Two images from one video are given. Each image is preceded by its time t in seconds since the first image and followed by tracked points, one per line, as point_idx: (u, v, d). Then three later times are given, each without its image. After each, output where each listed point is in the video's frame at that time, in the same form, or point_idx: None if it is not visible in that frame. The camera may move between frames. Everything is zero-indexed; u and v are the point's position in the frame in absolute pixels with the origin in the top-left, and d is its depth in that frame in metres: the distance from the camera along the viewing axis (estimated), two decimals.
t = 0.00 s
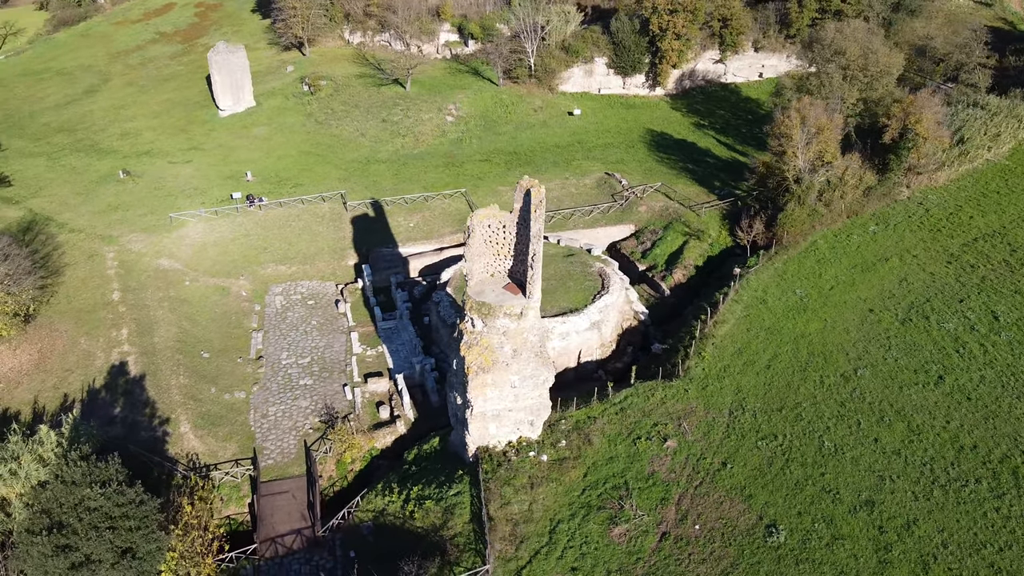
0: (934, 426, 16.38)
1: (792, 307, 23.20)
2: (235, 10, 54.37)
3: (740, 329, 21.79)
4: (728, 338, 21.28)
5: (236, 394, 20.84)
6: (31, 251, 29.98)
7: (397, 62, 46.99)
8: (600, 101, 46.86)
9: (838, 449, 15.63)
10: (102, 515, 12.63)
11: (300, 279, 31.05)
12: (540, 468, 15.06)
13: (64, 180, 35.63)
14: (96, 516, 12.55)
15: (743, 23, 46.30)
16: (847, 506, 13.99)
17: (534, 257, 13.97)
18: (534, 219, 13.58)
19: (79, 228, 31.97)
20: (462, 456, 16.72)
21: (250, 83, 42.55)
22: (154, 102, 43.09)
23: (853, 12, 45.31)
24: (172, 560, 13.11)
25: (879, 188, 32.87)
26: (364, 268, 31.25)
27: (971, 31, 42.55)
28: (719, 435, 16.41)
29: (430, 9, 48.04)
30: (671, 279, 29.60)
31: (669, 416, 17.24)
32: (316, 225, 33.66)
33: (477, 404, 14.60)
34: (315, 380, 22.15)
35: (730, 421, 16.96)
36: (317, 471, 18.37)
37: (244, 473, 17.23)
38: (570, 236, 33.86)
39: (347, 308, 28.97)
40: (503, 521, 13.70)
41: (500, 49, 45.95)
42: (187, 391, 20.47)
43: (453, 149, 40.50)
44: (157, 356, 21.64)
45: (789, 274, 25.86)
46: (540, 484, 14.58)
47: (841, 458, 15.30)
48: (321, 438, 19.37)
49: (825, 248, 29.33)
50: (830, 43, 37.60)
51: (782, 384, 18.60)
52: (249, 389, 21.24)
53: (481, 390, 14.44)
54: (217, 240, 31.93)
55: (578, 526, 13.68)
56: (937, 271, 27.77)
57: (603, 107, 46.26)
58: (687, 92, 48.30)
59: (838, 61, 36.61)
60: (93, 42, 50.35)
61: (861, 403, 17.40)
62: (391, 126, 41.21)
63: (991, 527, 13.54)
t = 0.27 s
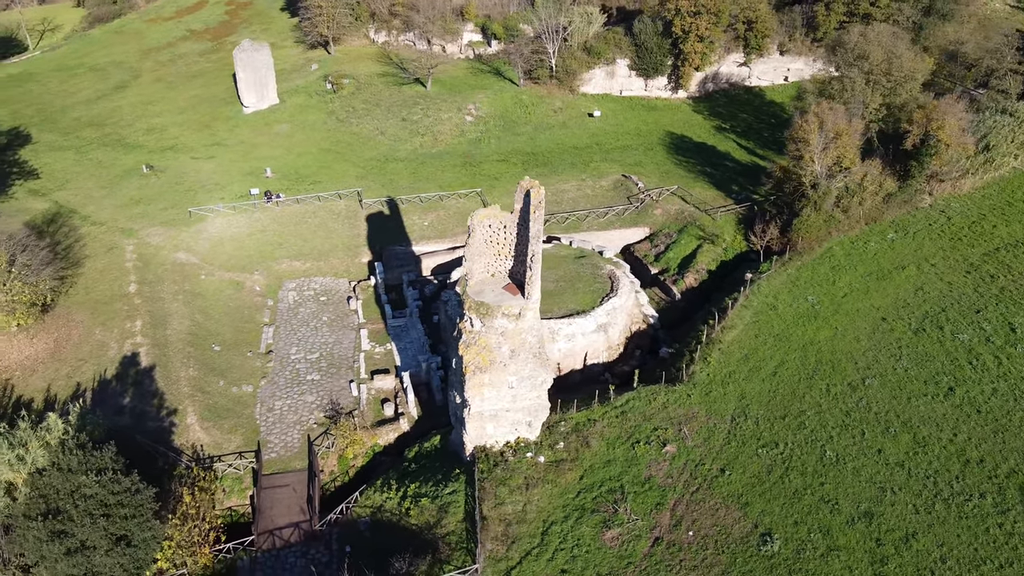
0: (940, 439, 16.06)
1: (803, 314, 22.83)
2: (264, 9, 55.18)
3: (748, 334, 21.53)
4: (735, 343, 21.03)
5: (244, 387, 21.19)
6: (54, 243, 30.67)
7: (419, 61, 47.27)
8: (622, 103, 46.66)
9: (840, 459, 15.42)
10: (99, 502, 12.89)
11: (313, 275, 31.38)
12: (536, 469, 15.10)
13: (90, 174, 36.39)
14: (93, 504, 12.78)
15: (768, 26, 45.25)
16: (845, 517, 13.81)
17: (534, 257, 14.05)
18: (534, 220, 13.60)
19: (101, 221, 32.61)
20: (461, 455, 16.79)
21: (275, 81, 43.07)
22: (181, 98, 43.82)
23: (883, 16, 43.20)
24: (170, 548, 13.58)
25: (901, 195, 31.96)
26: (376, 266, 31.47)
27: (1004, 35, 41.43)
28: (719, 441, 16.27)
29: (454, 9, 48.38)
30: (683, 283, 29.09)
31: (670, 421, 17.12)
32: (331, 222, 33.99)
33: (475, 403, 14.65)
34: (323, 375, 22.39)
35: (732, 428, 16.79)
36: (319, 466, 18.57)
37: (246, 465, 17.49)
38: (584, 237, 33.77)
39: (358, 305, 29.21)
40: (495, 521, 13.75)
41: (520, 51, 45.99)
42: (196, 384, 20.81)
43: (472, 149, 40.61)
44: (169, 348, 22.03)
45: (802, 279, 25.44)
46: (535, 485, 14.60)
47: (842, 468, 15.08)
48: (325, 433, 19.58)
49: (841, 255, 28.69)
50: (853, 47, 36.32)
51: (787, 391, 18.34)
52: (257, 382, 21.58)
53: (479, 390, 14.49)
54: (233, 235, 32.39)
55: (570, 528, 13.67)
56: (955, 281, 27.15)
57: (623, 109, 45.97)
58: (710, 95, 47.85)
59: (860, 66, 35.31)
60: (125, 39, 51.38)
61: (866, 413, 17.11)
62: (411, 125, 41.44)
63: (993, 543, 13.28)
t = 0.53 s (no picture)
0: (947, 451, 15.73)
1: (813, 321, 22.46)
2: (293, 7, 55.90)
3: (756, 340, 21.24)
4: (742, 348, 20.78)
5: (252, 380, 21.56)
6: (76, 234, 31.37)
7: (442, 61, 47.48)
8: (644, 105, 46.18)
9: (842, 469, 15.19)
10: (95, 489, 13.04)
11: (327, 271, 31.65)
12: (533, 470, 15.12)
13: (115, 167, 37.14)
14: (88, 491, 12.93)
15: (795, 29, 44.24)
16: (843, 528, 13.64)
17: (533, 258, 14.20)
18: (534, 221, 13.75)
19: (123, 213, 33.26)
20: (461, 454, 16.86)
21: (299, 78, 43.56)
22: (208, 95, 44.57)
23: (913, 20, 41.83)
24: (168, 537, 13.63)
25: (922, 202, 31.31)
26: (389, 263, 31.64)
27: None
28: (719, 448, 16.10)
29: (478, 9, 48.52)
30: (695, 287, 28.71)
31: (671, 425, 16.99)
32: (347, 219, 34.31)
33: (473, 402, 14.70)
34: (330, 371, 22.63)
35: (733, 434, 16.60)
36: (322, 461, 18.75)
37: (249, 458, 17.75)
38: (599, 239, 33.64)
39: (369, 302, 29.42)
40: (489, 520, 13.80)
41: (541, 51, 45.55)
42: (205, 376, 21.16)
43: (490, 149, 40.70)
44: (181, 341, 22.43)
45: (815, 285, 25.00)
46: (531, 486, 14.63)
47: (843, 479, 14.87)
48: (329, 428, 19.79)
49: (857, 262, 28.06)
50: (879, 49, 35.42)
51: (792, 399, 18.08)
52: (265, 376, 21.93)
53: (476, 390, 14.55)
54: (250, 231, 32.87)
55: (563, 530, 13.66)
56: (975, 290, 26.47)
57: (645, 111, 45.54)
58: (733, 98, 46.96)
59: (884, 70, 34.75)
60: (158, 35, 52.41)
61: (872, 423, 16.81)
62: (431, 124, 41.64)
63: (994, 560, 13.02)
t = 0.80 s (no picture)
0: (953, 465, 15.42)
1: (824, 328, 22.10)
2: (322, 6, 56.53)
3: (764, 346, 20.98)
4: (750, 354, 20.54)
5: (261, 373, 21.97)
6: (99, 226, 32.07)
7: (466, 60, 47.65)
8: (665, 108, 45.37)
9: (843, 480, 14.98)
10: (93, 476, 13.06)
11: (342, 267, 31.87)
12: (530, 471, 15.15)
13: (141, 161, 37.88)
14: (86, 478, 12.97)
15: (822, 31, 43.04)
16: (840, 539, 13.50)
17: (533, 258, 14.36)
18: (534, 221, 13.89)
19: (146, 206, 33.89)
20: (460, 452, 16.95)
21: (324, 76, 44.01)
22: (235, 92, 45.26)
23: (944, 24, 40.55)
24: (167, 525, 13.79)
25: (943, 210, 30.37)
26: (402, 261, 31.79)
27: None
28: (720, 454, 15.96)
29: (503, 9, 48.60)
30: (706, 291, 28.48)
31: (673, 430, 16.88)
32: (363, 216, 34.60)
33: (470, 401, 14.78)
34: (338, 366, 22.88)
35: (734, 441, 16.44)
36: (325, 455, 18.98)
37: (254, 450, 18.04)
38: (613, 241, 33.51)
39: (381, 299, 29.65)
40: (483, 518, 13.85)
41: (562, 52, 45.95)
42: (215, 368, 21.52)
43: (509, 149, 40.72)
44: (193, 333, 22.82)
45: (829, 292, 24.59)
46: (527, 487, 14.67)
47: (843, 490, 14.67)
48: (333, 423, 20.02)
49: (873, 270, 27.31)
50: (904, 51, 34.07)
51: (797, 407, 17.86)
52: (274, 370, 22.28)
53: (474, 388, 14.64)
54: (267, 226, 33.34)
55: (556, 531, 13.66)
56: (995, 301, 25.80)
57: (666, 114, 44.79)
58: (757, 101, 45.75)
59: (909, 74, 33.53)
60: (189, 32, 53.42)
61: (877, 433, 16.54)
62: (451, 123, 41.77)
63: None
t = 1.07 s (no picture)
0: (958, 478, 15.12)
1: (835, 335, 21.74)
2: (350, 4, 57.09)
3: (773, 352, 20.72)
4: (757, 360, 20.32)
5: (270, 367, 22.31)
6: (121, 218, 32.79)
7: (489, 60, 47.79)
8: (688, 110, 45.02)
9: (843, 489, 14.79)
10: (92, 462, 13.32)
11: (356, 264, 32.17)
12: (527, 471, 15.17)
13: (165, 155, 38.60)
14: (85, 464, 13.23)
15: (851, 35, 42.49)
16: (836, 550, 13.35)
17: (532, 259, 14.46)
18: (534, 220, 14.02)
19: (167, 200, 34.53)
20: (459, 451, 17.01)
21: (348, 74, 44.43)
22: (261, 88, 45.91)
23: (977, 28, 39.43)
24: (167, 513, 13.93)
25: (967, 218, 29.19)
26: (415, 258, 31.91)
27: None
28: (719, 460, 15.84)
29: (528, 10, 48.68)
30: (718, 295, 28.21)
31: (674, 434, 16.77)
32: (379, 214, 34.86)
33: (469, 400, 14.86)
34: (347, 361, 23.09)
35: (735, 447, 16.29)
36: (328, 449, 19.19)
37: (258, 442, 18.31)
38: (626, 243, 33.30)
39: (393, 296, 29.83)
40: (477, 516, 13.92)
41: (584, 53, 45.33)
42: (225, 361, 21.89)
43: (528, 150, 40.69)
44: (206, 326, 23.22)
45: (842, 299, 24.18)
46: (522, 486, 14.71)
47: (843, 500, 14.48)
48: (337, 418, 20.23)
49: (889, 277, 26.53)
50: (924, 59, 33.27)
51: (802, 415, 17.62)
52: (283, 364, 22.60)
53: (472, 387, 14.71)
54: (285, 221, 33.78)
55: (549, 532, 13.67)
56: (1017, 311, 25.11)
57: (688, 116, 44.46)
58: (782, 105, 44.93)
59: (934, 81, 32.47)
60: (220, 29, 54.37)
61: (882, 443, 16.28)
62: (471, 122, 41.92)
63: None
